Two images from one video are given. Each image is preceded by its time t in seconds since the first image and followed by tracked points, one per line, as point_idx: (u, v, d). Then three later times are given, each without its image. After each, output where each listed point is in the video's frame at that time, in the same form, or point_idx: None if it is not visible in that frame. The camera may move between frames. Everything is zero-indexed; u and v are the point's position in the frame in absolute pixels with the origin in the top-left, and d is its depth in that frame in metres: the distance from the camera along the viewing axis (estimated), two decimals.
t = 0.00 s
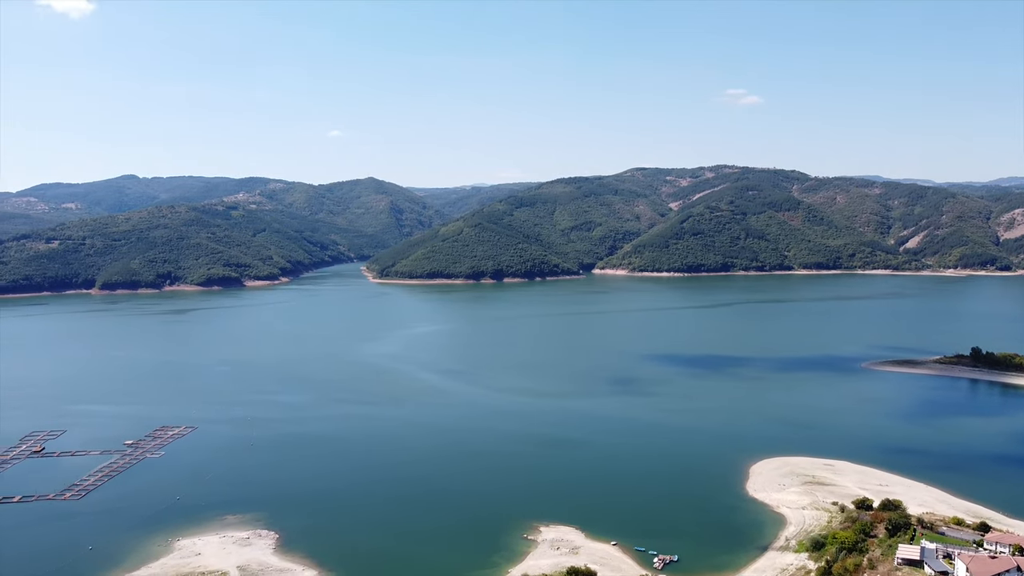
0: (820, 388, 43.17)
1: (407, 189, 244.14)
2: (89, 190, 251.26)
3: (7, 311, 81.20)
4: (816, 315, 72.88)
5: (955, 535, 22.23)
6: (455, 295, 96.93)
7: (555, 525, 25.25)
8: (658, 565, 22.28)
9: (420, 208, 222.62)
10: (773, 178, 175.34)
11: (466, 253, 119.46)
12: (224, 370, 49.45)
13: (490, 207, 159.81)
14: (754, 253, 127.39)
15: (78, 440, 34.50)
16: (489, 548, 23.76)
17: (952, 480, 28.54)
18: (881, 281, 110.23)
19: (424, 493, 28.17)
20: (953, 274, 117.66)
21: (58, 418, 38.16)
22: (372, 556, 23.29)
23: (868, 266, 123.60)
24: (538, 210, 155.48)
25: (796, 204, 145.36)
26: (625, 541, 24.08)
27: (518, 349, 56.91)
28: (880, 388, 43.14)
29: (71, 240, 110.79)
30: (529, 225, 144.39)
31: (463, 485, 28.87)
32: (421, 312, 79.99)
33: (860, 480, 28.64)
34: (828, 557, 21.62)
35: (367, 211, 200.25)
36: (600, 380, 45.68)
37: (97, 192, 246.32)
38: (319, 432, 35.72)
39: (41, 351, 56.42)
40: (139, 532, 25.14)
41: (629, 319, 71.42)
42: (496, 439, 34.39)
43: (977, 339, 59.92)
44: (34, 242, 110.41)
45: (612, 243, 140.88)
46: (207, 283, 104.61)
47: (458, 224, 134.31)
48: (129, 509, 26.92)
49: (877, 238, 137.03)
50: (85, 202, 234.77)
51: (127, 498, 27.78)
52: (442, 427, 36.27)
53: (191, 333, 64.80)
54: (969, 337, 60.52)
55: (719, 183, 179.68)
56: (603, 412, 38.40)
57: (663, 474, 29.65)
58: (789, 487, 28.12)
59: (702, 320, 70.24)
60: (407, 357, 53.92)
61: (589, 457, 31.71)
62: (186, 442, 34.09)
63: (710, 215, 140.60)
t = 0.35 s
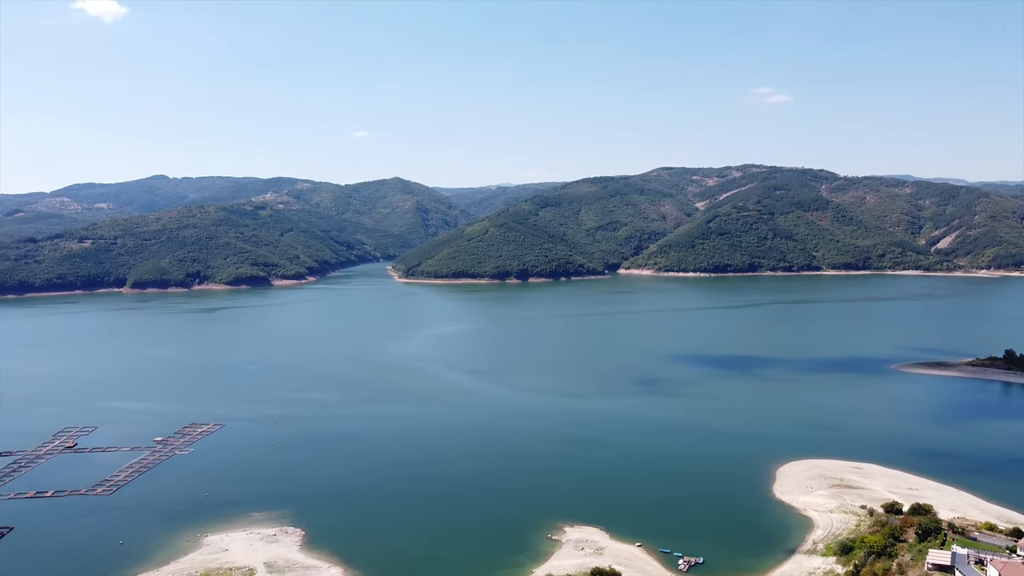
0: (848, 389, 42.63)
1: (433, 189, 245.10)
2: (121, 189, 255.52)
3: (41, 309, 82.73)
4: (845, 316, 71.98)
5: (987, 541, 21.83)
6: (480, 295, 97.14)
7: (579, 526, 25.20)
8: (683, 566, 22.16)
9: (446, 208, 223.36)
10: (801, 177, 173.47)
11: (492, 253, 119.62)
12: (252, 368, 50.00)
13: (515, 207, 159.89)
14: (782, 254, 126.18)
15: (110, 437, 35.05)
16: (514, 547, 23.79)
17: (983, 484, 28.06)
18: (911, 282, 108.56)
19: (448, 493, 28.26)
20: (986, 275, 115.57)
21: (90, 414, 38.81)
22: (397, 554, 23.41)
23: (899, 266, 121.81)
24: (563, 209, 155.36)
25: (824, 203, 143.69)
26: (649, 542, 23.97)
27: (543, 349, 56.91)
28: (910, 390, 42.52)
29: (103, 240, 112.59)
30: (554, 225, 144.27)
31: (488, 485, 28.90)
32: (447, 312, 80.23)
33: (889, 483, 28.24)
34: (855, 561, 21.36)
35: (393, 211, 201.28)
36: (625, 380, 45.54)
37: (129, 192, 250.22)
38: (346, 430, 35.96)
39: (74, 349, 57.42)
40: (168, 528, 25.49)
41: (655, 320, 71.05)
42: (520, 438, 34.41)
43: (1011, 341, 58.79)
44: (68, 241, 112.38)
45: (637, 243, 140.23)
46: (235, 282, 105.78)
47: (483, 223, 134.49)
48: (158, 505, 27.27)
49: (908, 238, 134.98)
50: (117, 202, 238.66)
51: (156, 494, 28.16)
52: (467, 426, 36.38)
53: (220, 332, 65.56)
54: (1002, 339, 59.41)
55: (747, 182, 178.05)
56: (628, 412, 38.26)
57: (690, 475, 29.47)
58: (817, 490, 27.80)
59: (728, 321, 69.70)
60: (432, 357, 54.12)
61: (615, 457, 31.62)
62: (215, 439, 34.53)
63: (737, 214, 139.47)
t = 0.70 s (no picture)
0: (880, 391, 42.03)
1: (461, 189, 245.74)
2: (155, 189, 259.63)
3: (78, 307, 84.34)
4: (877, 317, 70.97)
5: None
6: (508, 294, 97.26)
7: (607, 527, 25.14)
8: (712, 569, 22.02)
9: (474, 207, 223.78)
10: (833, 176, 171.23)
11: (520, 252, 119.69)
12: (283, 366, 50.52)
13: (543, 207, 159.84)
14: (813, 254, 124.75)
15: (143, 433, 35.64)
16: (541, 547, 23.79)
17: (1020, 490, 27.51)
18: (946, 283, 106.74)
19: (476, 491, 28.35)
20: None
21: (125, 410, 39.52)
22: (424, 552, 23.56)
23: (933, 267, 119.76)
24: (592, 209, 155.01)
25: (856, 203, 141.73)
26: (677, 544, 23.86)
27: (570, 349, 56.84)
28: (944, 392, 41.79)
29: (137, 239, 114.47)
30: (582, 224, 144.01)
31: (515, 484, 28.93)
32: (475, 311, 80.44)
33: (923, 487, 27.80)
34: (887, 566, 21.04)
35: (421, 211, 202.09)
36: (652, 380, 45.32)
37: (162, 192, 254.07)
38: (374, 428, 36.24)
39: (109, 346, 58.45)
40: (200, 523, 25.86)
41: (683, 320, 70.61)
42: (547, 438, 34.42)
43: None
44: (103, 240, 114.43)
45: (665, 243, 139.45)
46: (266, 281, 106.88)
47: (511, 223, 134.59)
48: (190, 500, 27.71)
49: (942, 238, 132.67)
50: (151, 202, 242.61)
51: (188, 489, 28.58)
52: (494, 426, 36.46)
53: (251, 330, 66.35)
54: None
55: (777, 182, 176.17)
56: (656, 413, 38.07)
57: (719, 477, 29.25)
58: (848, 493, 27.46)
59: (758, 321, 69.07)
60: (460, 356, 54.32)
61: (642, 458, 31.52)
62: (245, 437, 34.95)
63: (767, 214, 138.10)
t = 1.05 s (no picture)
0: (910, 393, 41.41)
1: (486, 190, 246.14)
2: (185, 190, 263.12)
3: (111, 306, 85.76)
4: (907, 319, 69.90)
5: None
6: (534, 294, 97.27)
7: (631, 528, 25.02)
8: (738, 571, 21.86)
9: (499, 207, 223.93)
10: (863, 176, 169.03)
11: (545, 252, 119.61)
12: (310, 365, 50.96)
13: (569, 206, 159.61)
14: (842, 254, 123.27)
15: (172, 430, 36.15)
16: (565, 548, 23.74)
17: None
18: (978, 284, 104.91)
19: (499, 491, 28.38)
20: None
21: (155, 407, 40.11)
22: (447, 551, 23.63)
23: (966, 268, 117.68)
24: (617, 209, 154.51)
25: (886, 203, 139.79)
26: (703, 546, 23.70)
27: (595, 349, 56.71)
28: (976, 395, 41.06)
29: (167, 239, 116.18)
30: (607, 224, 143.64)
31: (539, 484, 28.95)
32: (500, 311, 80.51)
33: (955, 492, 27.34)
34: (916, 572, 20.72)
35: (447, 211, 202.70)
36: (678, 381, 45.04)
37: (192, 193, 257.39)
38: (399, 427, 36.46)
39: (140, 344, 59.31)
40: (227, 520, 26.15)
41: (710, 321, 70.07)
42: (570, 438, 34.42)
43: None
44: (134, 240, 116.30)
45: (692, 243, 138.53)
46: (293, 280, 107.79)
47: (537, 224, 134.58)
48: (218, 496, 28.05)
49: (976, 239, 130.34)
50: (181, 202, 246.00)
51: (216, 486, 28.94)
52: (518, 425, 36.50)
53: (278, 329, 66.99)
54: None
55: (806, 181, 174.25)
56: (681, 414, 37.87)
57: (745, 480, 28.99)
58: (877, 496, 27.11)
59: (785, 322, 68.37)
60: (485, 356, 54.42)
61: (667, 459, 31.36)
62: (273, 434, 35.33)
63: (795, 214, 136.73)
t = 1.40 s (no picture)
0: (945, 396, 40.67)
1: (515, 190, 246.32)
2: (218, 190, 266.76)
3: (145, 304, 87.21)
4: (942, 320, 68.69)
5: None
6: (562, 294, 97.15)
7: (658, 530, 24.90)
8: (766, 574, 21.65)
9: (527, 207, 223.98)
10: (897, 175, 166.44)
11: (573, 252, 119.39)
12: (339, 364, 51.35)
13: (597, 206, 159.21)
14: (875, 254, 121.54)
15: (204, 427, 36.66)
16: (592, 549, 23.69)
17: None
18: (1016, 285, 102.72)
19: (526, 491, 28.39)
20: None
21: (188, 405, 40.71)
22: (474, 550, 23.70)
23: (1003, 268, 115.36)
24: (646, 209, 153.78)
25: (921, 203, 137.53)
26: (731, 549, 23.52)
27: (623, 349, 56.51)
28: (1013, 398, 40.22)
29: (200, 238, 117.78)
30: (636, 224, 143.04)
31: (566, 485, 28.91)
32: (528, 311, 80.49)
33: (991, 497, 26.80)
34: None
35: (475, 210, 203.14)
36: (706, 382, 44.74)
37: (225, 193, 260.75)
38: (427, 426, 36.64)
39: (172, 342, 60.18)
40: (257, 516, 26.46)
41: (739, 321, 69.46)
42: (598, 439, 34.31)
43: None
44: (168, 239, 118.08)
45: (722, 243, 137.38)
46: (323, 279, 108.68)
47: (565, 224, 134.40)
48: (249, 493, 28.41)
49: (1013, 239, 127.72)
50: (213, 202, 249.41)
51: (247, 483, 29.28)
52: (545, 425, 36.45)
53: (308, 328, 67.57)
54: None
55: (838, 181, 172.01)
56: (709, 415, 37.61)
57: (775, 482, 28.70)
58: (910, 501, 26.67)
59: (816, 323, 67.53)
60: (512, 356, 54.43)
61: (695, 460, 31.16)
62: (303, 432, 35.68)
63: (827, 214, 135.06)
